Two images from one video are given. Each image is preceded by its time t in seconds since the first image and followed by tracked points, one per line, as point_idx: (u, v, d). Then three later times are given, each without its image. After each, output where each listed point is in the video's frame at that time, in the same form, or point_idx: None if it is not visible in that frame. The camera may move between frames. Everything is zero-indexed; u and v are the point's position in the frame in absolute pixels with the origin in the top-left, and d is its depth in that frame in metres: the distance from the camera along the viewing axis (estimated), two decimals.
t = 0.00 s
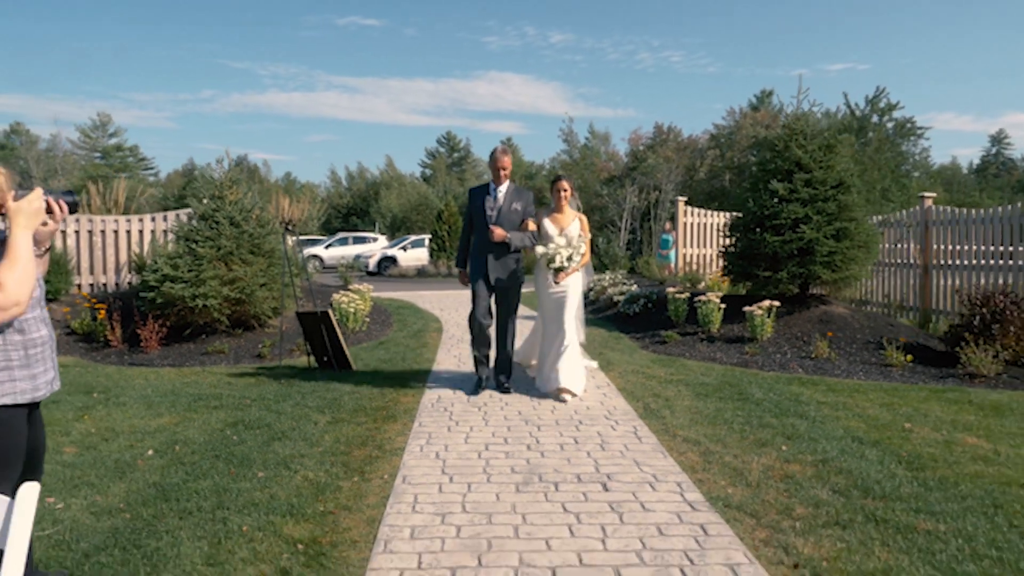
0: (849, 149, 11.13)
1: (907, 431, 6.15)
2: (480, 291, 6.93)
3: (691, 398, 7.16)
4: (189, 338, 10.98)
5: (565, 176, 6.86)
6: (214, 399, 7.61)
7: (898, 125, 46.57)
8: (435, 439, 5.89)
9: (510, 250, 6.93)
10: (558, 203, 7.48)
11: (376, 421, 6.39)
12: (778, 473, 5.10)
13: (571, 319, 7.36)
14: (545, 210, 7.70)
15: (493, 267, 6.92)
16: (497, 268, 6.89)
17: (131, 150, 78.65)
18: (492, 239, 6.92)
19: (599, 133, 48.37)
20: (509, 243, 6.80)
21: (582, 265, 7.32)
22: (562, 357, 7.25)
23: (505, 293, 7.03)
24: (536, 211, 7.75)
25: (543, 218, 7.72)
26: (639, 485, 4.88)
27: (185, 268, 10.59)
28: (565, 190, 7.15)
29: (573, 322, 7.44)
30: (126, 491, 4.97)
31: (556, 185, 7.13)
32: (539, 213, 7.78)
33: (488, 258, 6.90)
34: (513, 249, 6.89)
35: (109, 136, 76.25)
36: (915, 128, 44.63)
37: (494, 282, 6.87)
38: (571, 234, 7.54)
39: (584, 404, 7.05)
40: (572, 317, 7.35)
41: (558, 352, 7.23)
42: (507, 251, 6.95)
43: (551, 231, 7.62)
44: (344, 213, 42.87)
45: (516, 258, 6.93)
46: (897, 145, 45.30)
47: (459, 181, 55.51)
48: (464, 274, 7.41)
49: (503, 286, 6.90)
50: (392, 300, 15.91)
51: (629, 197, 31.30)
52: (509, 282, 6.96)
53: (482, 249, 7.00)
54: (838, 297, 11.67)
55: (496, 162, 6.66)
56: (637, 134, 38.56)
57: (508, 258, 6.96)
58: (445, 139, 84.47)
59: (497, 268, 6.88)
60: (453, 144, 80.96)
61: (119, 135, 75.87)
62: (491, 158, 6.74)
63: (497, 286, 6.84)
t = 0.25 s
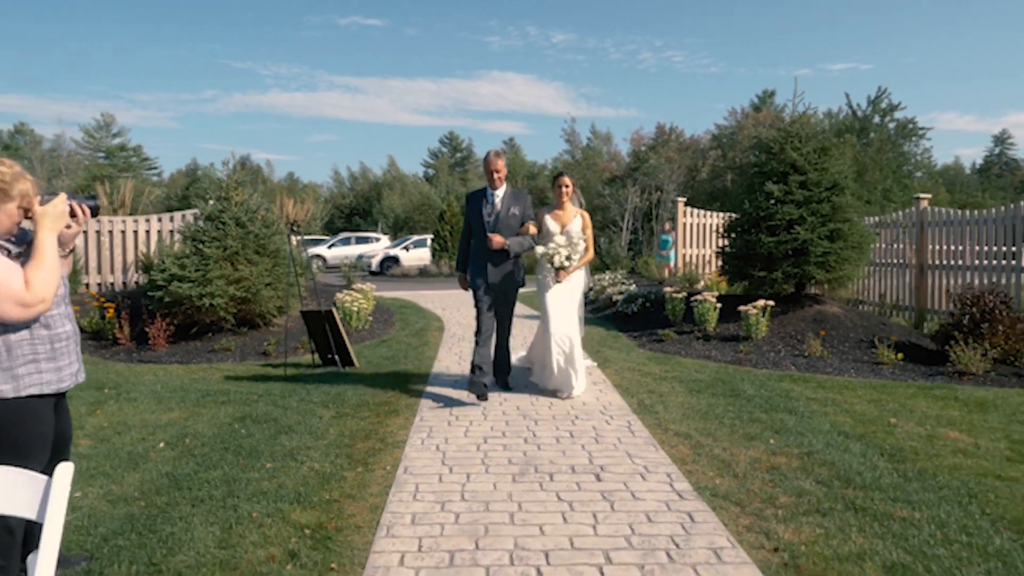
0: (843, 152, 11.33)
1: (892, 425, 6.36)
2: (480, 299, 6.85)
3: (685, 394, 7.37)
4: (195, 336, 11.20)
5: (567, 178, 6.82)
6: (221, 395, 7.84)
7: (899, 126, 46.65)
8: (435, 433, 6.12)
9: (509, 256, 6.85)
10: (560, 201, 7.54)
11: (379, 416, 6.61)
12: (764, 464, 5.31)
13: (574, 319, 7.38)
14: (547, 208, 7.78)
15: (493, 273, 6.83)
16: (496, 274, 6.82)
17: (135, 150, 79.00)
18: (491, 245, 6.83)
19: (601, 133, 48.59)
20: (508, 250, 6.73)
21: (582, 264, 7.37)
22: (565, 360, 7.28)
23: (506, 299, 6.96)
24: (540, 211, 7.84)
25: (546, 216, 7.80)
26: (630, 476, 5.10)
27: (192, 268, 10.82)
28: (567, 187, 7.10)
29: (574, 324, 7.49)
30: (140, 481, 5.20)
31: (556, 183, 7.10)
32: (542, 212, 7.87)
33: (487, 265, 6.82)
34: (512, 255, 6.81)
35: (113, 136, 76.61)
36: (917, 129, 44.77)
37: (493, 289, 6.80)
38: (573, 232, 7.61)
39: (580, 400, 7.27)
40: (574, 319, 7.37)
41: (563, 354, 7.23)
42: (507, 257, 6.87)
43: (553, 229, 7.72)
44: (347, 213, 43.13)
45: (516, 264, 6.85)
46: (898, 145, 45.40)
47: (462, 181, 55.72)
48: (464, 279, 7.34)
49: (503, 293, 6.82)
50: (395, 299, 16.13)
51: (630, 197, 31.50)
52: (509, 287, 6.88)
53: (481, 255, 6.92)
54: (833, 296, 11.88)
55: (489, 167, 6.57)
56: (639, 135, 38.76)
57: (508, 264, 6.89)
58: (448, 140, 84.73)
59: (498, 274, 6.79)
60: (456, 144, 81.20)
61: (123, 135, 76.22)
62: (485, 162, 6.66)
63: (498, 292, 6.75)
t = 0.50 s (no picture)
0: (839, 154, 11.52)
1: (880, 420, 6.57)
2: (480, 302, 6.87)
3: (680, 390, 7.58)
4: (203, 334, 11.43)
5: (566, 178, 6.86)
6: (230, 390, 8.07)
7: (901, 126, 46.78)
8: (438, 426, 6.33)
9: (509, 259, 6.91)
10: (561, 204, 7.48)
11: (383, 410, 6.83)
12: (754, 456, 5.52)
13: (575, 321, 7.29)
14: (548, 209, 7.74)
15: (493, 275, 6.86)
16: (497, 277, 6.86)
17: (138, 150, 79.32)
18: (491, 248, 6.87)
19: (603, 134, 48.78)
20: (509, 252, 6.79)
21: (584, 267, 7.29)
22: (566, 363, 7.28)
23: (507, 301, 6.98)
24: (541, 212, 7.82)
25: (547, 218, 7.76)
26: (625, 467, 5.31)
27: (200, 267, 11.04)
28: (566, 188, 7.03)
29: (575, 326, 7.40)
30: (155, 470, 5.42)
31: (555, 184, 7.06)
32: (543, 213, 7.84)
33: (488, 268, 6.86)
34: (512, 257, 6.87)
35: (117, 136, 76.94)
36: (918, 130, 44.91)
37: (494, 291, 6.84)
38: (575, 234, 7.55)
39: (579, 396, 7.48)
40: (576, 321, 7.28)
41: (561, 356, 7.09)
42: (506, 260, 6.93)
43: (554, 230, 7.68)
44: (350, 213, 43.38)
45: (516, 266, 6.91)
46: (900, 146, 45.52)
47: (464, 182, 55.95)
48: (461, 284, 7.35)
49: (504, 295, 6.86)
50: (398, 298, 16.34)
51: (632, 198, 31.69)
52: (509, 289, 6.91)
53: (480, 259, 6.96)
54: (829, 296, 12.08)
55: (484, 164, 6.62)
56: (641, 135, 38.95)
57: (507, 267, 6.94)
58: (450, 140, 84.94)
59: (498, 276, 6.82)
60: (458, 144, 81.44)
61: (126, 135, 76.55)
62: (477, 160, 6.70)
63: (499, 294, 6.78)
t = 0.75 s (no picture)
0: (835, 154, 11.71)
1: (870, 413, 6.77)
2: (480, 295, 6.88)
3: (677, 384, 7.79)
4: (210, 330, 11.66)
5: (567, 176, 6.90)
6: (238, 384, 8.29)
7: (903, 126, 46.86)
8: (441, 418, 6.55)
9: (510, 253, 6.92)
10: (562, 205, 7.50)
11: (388, 403, 7.05)
12: (746, 446, 5.73)
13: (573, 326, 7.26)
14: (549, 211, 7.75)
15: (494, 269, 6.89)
16: (497, 271, 6.89)
17: (141, 149, 79.64)
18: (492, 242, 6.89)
19: (605, 133, 48.96)
20: (510, 247, 6.82)
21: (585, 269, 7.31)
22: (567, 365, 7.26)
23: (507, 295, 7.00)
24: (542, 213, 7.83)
25: (548, 220, 7.78)
26: (621, 456, 5.52)
27: (207, 265, 11.27)
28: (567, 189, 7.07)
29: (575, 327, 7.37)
30: (170, 459, 5.65)
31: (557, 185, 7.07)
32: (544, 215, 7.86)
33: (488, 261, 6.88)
34: (513, 251, 6.90)
35: (120, 135, 77.24)
36: (920, 129, 45.00)
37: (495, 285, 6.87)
38: (576, 237, 7.60)
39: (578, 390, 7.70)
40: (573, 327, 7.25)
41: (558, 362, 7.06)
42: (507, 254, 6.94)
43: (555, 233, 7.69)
44: (353, 211, 43.60)
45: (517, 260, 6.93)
46: (902, 145, 45.61)
47: (467, 181, 56.16)
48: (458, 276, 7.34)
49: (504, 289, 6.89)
50: (400, 296, 16.56)
51: (634, 197, 31.87)
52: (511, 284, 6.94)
53: (481, 252, 6.96)
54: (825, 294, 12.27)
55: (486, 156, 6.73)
56: (642, 134, 39.12)
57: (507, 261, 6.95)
58: (452, 139, 85.08)
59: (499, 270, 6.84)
60: (460, 143, 81.69)
61: (130, 134, 76.84)
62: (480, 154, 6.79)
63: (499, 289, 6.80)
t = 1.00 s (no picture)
0: (831, 154, 11.90)
1: (861, 407, 6.97)
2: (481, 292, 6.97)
3: (674, 380, 7.99)
4: (217, 328, 11.88)
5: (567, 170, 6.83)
6: (246, 380, 8.51)
7: (905, 126, 46.98)
8: (444, 412, 6.75)
9: (511, 251, 7.04)
10: (565, 200, 7.46)
11: (392, 397, 7.26)
12: (739, 438, 5.92)
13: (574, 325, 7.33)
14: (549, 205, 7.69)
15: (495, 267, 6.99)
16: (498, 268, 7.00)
17: (145, 150, 79.96)
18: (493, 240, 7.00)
19: (607, 133, 49.12)
20: (511, 245, 6.93)
21: (587, 265, 7.30)
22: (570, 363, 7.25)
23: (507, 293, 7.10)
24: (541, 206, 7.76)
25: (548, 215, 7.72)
26: (618, 447, 5.72)
27: (215, 264, 11.49)
28: (568, 184, 7.01)
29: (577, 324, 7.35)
30: (182, 449, 5.86)
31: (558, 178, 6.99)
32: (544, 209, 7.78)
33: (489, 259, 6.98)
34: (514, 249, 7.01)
35: (124, 136, 77.56)
36: (922, 128, 45.09)
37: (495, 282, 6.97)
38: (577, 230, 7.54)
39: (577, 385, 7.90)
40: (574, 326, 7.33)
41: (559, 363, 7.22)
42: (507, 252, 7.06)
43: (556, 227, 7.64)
44: (356, 211, 43.83)
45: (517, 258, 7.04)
46: (903, 145, 45.74)
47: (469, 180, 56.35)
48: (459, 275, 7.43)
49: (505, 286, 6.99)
50: (403, 295, 16.77)
51: (635, 197, 32.03)
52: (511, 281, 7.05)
53: (482, 250, 7.07)
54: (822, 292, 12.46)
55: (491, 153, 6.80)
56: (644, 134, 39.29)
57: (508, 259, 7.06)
58: (455, 138, 85.18)
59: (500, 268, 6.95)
60: (463, 143, 81.89)
61: (133, 135, 77.16)
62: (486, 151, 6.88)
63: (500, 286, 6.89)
